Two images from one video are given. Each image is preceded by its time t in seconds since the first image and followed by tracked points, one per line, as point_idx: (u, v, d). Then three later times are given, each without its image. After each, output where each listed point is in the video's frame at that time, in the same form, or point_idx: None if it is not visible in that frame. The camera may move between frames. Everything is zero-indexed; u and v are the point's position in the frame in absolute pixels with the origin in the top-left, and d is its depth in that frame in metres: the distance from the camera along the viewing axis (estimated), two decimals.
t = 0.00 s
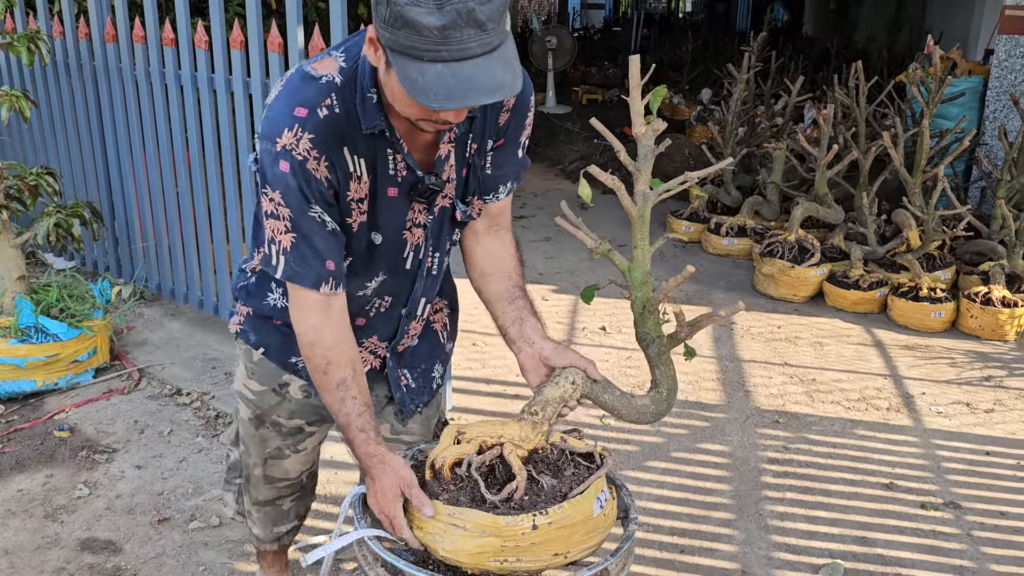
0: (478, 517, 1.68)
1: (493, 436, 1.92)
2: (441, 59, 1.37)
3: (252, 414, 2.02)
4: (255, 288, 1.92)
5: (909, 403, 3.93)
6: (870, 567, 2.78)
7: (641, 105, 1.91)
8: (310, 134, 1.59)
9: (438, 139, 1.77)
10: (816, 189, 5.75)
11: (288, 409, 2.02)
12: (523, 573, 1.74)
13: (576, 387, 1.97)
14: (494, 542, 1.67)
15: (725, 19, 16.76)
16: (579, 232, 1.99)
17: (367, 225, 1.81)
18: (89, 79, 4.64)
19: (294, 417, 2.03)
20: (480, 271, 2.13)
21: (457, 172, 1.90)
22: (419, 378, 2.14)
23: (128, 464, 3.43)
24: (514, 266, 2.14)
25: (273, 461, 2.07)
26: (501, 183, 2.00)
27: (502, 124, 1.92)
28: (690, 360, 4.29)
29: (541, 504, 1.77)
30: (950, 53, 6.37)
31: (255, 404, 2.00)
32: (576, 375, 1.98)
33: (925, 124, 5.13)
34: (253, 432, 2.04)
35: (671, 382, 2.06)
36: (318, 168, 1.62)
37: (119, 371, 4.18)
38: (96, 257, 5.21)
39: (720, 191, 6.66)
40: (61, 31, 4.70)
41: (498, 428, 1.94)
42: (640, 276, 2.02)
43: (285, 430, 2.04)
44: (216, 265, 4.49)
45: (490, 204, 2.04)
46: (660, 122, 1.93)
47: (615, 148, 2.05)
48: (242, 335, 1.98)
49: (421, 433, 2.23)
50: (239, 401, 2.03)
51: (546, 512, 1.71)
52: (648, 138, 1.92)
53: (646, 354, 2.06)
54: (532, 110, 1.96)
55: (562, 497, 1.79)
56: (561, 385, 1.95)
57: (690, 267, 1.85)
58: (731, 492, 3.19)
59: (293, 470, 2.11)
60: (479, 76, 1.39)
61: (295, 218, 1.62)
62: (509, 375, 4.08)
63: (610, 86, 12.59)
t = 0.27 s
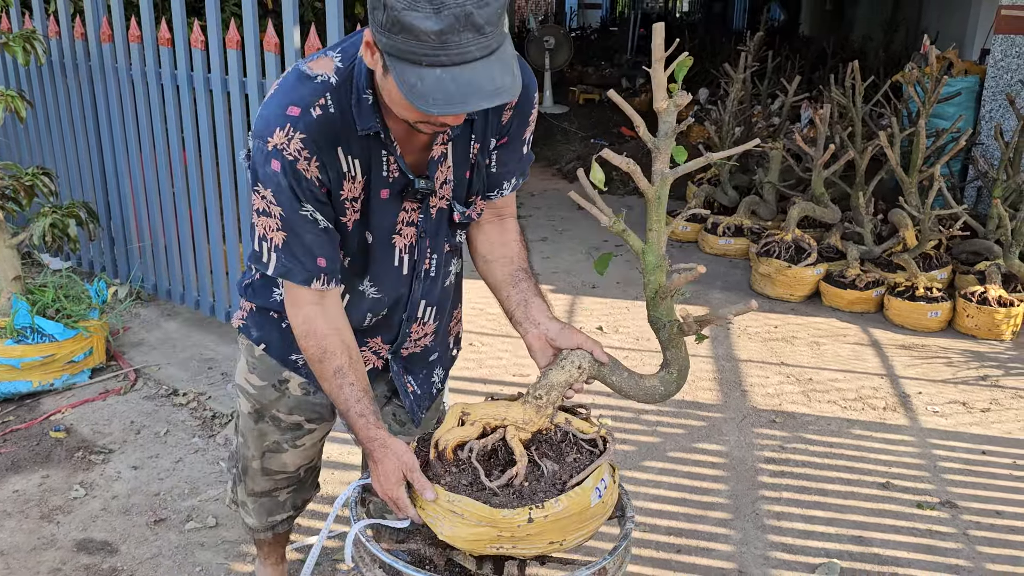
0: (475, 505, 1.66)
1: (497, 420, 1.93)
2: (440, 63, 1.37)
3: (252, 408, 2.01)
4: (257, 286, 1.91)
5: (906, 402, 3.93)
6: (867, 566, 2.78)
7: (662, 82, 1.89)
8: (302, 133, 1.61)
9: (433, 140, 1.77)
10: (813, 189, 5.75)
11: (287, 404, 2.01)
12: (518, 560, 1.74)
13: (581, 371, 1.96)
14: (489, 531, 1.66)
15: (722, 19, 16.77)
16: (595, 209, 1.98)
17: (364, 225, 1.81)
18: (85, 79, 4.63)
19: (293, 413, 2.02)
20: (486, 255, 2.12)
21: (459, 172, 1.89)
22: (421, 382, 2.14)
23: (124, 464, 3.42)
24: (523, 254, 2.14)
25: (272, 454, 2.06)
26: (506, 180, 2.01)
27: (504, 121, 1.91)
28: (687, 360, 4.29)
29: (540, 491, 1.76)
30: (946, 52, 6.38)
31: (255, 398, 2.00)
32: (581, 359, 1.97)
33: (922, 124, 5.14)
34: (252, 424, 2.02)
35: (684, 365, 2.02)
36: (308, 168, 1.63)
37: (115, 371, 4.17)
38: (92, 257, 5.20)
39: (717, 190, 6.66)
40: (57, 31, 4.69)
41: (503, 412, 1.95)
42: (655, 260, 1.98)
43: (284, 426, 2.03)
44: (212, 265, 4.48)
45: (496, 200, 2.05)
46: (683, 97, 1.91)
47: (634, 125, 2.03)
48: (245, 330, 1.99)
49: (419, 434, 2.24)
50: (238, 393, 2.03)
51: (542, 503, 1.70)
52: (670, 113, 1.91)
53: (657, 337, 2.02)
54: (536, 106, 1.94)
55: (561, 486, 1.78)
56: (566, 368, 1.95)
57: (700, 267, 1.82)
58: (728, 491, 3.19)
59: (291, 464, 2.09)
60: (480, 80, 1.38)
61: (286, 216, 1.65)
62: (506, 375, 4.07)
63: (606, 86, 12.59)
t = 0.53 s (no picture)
0: (458, 508, 1.72)
1: (491, 426, 1.95)
2: (419, 76, 1.38)
3: (247, 403, 2.01)
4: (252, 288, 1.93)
5: (901, 402, 3.94)
6: (862, 566, 2.79)
7: (658, 96, 1.89)
8: (286, 143, 1.62)
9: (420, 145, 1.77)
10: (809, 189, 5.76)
11: (281, 401, 2.00)
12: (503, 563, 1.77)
13: (576, 381, 1.96)
14: (467, 532, 1.71)
15: (719, 19, 16.78)
16: (593, 222, 1.98)
17: (351, 230, 1.83)
18: (82, 79, 4.62)
19: (288, 410, 2.02)
20: (489, 263, 2.13)
21: (449, 174, 1.89)
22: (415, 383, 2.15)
23: (120, 465, 3.42)
24: (528, 262, 2.14)
25: (268, 450, 2.05)
26: (502, 181, 2.02)
27: (494, 123, 1.90)
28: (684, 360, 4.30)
29: (523, 497, 1.78)
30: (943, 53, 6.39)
31: (250, 395, 2.00)
32: (577, 371, 1.97)
33: (918, 124, 5.15)
34: (247, 420, 2.02)
35: (687, 379, 1.99)
36: (294, 177, 1.65)
37: (112, 372, 4.17)
38: (89, 258, 5.20)
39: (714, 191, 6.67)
40: (53, 31, 4.68)
41: (496, 418, 1.97)
42: (652, 274, 1.97)
43: (280, 422, 2.02)
44: (209, 265, 4.48)
45: (494, 201, 2.05)
46: (680, 111, 1.90)
47: (634, 137, 2.03)
48: (241, 327, 1.99)
49: (414, 433, 2.22)
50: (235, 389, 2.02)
51: (521, 508, 1.72)
52: (666, 127, 1.90)
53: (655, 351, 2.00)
54: (526, 106, 1.93)
55: (545, 492, 1.80)
56: (561, 379, 1.95)
57: (678, 279, 1.79)
58: (724, 491, 3.19)
59: (287, 459, 2.09)
60: (459, 92, 1.39)
61: (275, 224, 1.68)
62: (503, 375, 4.08)
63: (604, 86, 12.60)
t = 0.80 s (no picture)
0: (453, 511, 1.73)
1: (489, 430, 1.96)
2: (411, 51, 1.41)
3: (235, 406, 2.01)
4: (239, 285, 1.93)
5: (898, 402, 3.94)
6: (859, 565, 2.79)
7: (657, 99, 1.89)
8: (274, 120, 1.64)
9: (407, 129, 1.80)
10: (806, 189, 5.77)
11: (270, 402, 2.00)
12: (499, 564, 1.78)
13: (574, 386, 1.96)
14: (462, 535, 1.72)
15: (716, 19, 16.79)
16: (593, 225, 1.98)
17: (333, 217, 1.83)
18: (78, 79, 4.62)
19: (277, 410, 2.02)
20: (489, 263, 2.13)
21: (435, 163, 1.91)
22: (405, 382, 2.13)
23: (117, 466, 3.42)
24: (528, 262, 2.14)
25: (257, 452, 2.06)
26: (494, 174, 2.05)
27: (481, 115, 1.94)
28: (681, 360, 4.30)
29: (519, 500, 1.79)
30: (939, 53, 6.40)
31: (238, 397, 1.99)
32: (575, 374, 1.97)
33: (914, 124, 5.16)
34: (235, 422, 2.02)
35: (685, 381, 2.03)
36: (277, 154, 1.66)
37: (109, 372, 4.17)
38: (86, 258, 5.19)
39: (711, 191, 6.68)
40: (50, 32, 4.68)
41: (494, 422, 1.97)
42: (649, 278, 1.98)
43: (269, 423, 2.03)
44: (206, 266, 4.48)
45: (486, 196, 2.07)
46: (680, 115, 1.90)
47: (633, 140, 2.03)
48: (226, 329, 1.99)
49: (404, 433, 2.21)
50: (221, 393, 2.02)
51: (516, 512, 1.73)
52: (665, 131, 1.90)
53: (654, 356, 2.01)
54: (512, 98, 1.96)
55: (542, 495, 1.81)
56: (558, 384, 1.94)
57: (674, 286, 1.79)
58: (721, 491, 3.20)
59: (276, 461, 2.09)
60: (449, 67, 1.42)
61: (253, 201, 1.66)
62: (500, 376, 4.08)
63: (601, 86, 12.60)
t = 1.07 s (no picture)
0: (451, 509, 1.74)
1: (484, 428, 1.96)
2: (414, 39, 1.42)
3: (221, 412, 1.99)
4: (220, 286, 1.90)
5: (895, 401, 3.95)
6: (856, 564, 2.80)
7: (649, 98, 1.90)
8: (255, 99, 1.63)
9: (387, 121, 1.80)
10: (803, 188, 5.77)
11: (257, 405, 1.99)
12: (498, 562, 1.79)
13: (569, 383, 1.96)
14: (461, 533, 1.73)
15: (714, 18, 16.79)
16: (586, 224, 1.98)
17: (308, 205, 1.80)
18: (75, 79, 4.62)
19: (264, 413, 2.01)
20: (476, 257, 2.11)
21: (413, 159, 1.91)
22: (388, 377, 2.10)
23: (115, 466, 3.42)
24: (512, 250, 2.12)
25: (243, 456, 2.04)
26: (475, 177, 2.04)
27: (461, 119, 1.94)
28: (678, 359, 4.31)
29: (516, 498, 1.80)
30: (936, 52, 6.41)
31: (224, 402, 1.97)
32: (571, 370, 1.98)
33: (911, 123, 5.17)
34: (221, 428, 2.00)
35: (677, 378, 2.02)
36: (254, 134, 1.64)
37: (106, 372, 4.17)
38: (83, 258, 5.19)
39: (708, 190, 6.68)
40: (47, 32, 4.68)
41: (490, 420, 1.97)
42: (643, 276, 1.97)
43: (256, 427, 2.02)
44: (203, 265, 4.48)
45: (471, 199, 2.07)
46: (671, 113, 1.90)
47: (625, 138, 2.03)
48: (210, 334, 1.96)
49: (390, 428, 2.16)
50: (206, 399, 2.00)
51: (514, 509, 1.74)
52: (657, 130, 1.90)
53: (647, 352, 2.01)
54: (492, 105, 1.98)
55: (539, 492, 1.81)
56: (553, 380, 1.95)
57: (671, 280, 1.78)
58: (718, 490, 3.21)
59: (263, 465, 2.08)
60: (452, 54, 1.43)
61: (224, 178, 1.63)
62: (498, 375, 4.08)
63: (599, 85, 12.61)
